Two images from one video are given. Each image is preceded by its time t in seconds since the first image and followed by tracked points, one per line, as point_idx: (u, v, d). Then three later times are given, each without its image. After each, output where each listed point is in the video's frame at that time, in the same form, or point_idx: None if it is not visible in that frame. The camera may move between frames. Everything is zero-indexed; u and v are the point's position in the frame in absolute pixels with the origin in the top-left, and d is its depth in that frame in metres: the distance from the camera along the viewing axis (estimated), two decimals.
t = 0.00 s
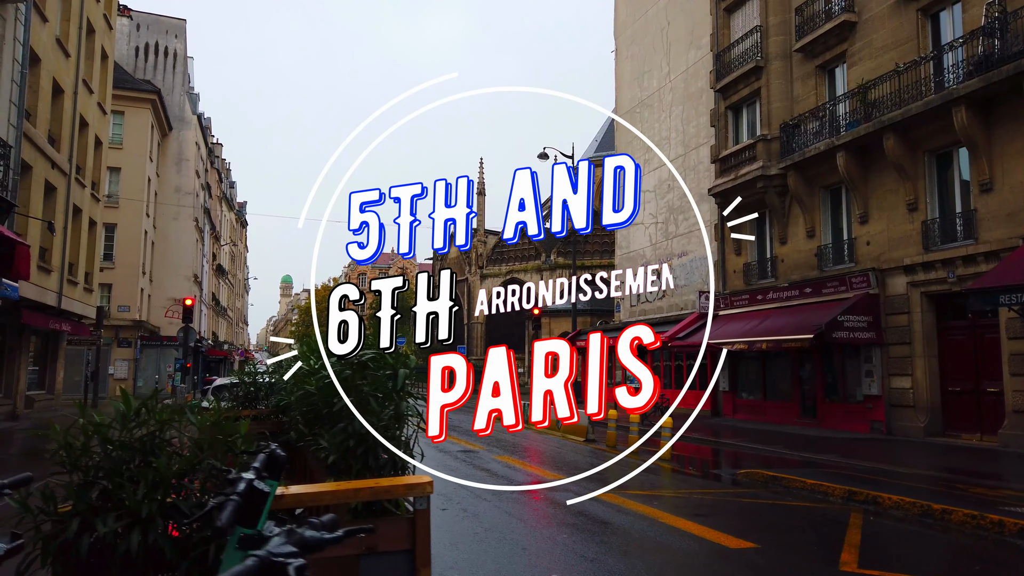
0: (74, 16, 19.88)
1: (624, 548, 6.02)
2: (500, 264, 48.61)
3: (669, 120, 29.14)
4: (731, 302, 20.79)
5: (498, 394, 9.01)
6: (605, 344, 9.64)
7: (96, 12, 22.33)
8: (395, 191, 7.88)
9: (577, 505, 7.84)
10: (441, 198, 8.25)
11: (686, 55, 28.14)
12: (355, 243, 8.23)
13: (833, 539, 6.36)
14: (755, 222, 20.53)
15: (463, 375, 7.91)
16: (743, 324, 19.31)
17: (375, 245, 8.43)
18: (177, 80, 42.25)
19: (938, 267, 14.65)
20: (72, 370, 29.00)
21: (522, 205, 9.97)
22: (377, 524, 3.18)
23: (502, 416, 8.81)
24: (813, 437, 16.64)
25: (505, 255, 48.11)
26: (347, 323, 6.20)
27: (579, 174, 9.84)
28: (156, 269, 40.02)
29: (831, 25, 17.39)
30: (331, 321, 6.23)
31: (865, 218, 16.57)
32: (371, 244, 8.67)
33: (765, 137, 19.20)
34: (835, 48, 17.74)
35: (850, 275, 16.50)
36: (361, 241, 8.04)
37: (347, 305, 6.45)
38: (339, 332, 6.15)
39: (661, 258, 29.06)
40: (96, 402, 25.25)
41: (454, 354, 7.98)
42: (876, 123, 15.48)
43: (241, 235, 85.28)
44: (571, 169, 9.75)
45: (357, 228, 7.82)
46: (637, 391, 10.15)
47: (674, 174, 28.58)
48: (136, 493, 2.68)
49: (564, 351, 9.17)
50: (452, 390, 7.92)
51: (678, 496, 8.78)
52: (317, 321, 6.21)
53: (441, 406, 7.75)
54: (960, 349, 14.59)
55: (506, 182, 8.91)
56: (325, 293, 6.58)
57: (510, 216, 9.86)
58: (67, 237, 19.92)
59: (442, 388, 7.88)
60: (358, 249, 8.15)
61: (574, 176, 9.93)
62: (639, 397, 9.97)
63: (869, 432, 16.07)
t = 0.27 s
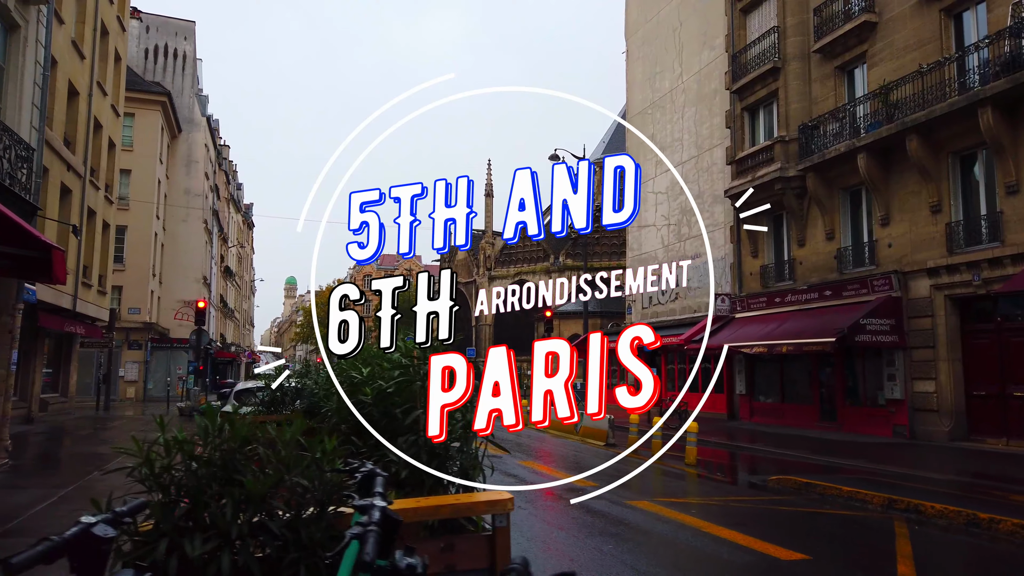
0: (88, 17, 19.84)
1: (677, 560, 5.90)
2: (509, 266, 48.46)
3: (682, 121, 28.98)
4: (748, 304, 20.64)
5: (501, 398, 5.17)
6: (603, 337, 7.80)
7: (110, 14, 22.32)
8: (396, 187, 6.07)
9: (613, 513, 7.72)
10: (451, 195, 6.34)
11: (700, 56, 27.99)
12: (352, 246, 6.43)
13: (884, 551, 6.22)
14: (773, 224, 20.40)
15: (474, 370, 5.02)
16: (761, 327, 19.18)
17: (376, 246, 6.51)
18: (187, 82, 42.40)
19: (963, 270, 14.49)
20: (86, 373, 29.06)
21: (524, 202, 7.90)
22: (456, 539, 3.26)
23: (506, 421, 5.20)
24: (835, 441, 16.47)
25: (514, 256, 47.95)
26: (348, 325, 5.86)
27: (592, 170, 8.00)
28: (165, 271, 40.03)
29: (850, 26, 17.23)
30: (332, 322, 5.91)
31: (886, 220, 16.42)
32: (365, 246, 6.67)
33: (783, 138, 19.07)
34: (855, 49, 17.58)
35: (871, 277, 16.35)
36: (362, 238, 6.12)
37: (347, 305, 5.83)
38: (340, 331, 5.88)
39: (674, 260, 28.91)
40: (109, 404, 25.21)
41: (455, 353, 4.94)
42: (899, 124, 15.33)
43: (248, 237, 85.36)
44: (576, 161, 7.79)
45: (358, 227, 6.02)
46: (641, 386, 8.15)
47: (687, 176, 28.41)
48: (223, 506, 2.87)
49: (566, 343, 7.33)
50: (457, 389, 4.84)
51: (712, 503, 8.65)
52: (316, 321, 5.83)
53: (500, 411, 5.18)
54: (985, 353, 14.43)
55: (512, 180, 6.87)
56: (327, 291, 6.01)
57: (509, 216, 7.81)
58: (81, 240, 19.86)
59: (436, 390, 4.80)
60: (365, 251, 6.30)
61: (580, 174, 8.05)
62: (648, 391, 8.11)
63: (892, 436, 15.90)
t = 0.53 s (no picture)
0: (103, 20, 19.86)
1: (724, 565, 5.81)
2: (516, 270, 48.41)
3: (693, 124, 28.92)
4: (763, 308, 20.56)
5: (500, 398, 4.30)
6: (603, 331, 5.21)
7: (123, 18, 22.38)
8: (397, 186, 4.41)
9: (649, 517, 7.62)
10: (454, 189, 4.69)
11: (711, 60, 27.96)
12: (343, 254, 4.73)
13: (931, 559, 6.11)
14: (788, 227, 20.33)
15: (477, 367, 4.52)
16: (777, 330, 19.10)
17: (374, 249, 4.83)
18: (194, 86, 42.47)
19: (984, 273, 14.39)
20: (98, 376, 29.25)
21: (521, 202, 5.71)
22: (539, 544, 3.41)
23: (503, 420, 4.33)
24: (854, 444, 16.37)
25: (521, 260, 47.91)
26: (347, 325, 4.55)
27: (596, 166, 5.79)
28: (173, 275, 40.05)
29: (867, 28, 17.17)
30: (328, 323, 4.62)
31: (905, 223, 16.32)
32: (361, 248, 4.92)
33: (798, 141, 19.01)
34: (872, 51, 17.52)
35: (891, 280, 16.27)
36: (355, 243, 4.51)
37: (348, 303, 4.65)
38: (340, 331, 4.58)
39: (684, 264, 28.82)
40: (119, 408, 25.18)
41: (454, 350, 4.48)
42: (918, 126, 15.27)
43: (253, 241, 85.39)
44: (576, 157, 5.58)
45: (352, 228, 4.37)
46: (641, 384, 5.41)
47: (698, 179, 28.35)
48: (314, 509, 2.89)
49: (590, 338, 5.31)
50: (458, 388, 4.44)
51: (744, 508, 8.54)
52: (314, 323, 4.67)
53: (553, 397, 4.34)
54: (1008, 357, 14.32)
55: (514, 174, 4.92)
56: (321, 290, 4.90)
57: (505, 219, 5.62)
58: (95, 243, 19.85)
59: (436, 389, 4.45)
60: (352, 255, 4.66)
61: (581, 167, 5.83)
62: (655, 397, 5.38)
63: (912, 440, 15.78)
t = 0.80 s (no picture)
0: (110, 23, 19.82)
1: None
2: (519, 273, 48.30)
3: (699, 127, 28.85)
4: (773, 311, 20.50)
5: (500, 397, 4.43)
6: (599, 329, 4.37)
7: (129, 20, 22.33)
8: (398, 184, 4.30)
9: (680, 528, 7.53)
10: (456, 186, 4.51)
11: (717, 63, 27.90)
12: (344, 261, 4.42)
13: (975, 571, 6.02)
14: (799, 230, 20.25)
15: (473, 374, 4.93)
16: (789, 334, 19.04)
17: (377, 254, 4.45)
18: (197, 88, 42.42)
19: (1001, 277, 14.32)
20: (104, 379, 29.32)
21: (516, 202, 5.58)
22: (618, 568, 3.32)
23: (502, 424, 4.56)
24: (868, 449, 16.28)
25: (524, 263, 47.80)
26: (347, 324, 4.70)
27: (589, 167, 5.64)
28: (176, 277, 39.93)
29: (880, 31, 17.11)
30: (328, 323, 4.76)
31: (919, 226, 16.27)
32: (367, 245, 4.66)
33: (809, 144, 18.97)
34: (884, 54, 17.46)
35: (905, 285, 16.20)
36: (357, 245, 4.26)
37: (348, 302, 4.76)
38: (339, 330, 4.70)
39: (691, 267, 28.74)
40: (124, 412, 25.04)
41: (455, 351, 4.71)
42: (933, 130, 15.23)
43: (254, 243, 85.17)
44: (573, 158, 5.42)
45: (353, 227, 4.18)
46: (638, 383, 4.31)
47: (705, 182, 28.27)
48: (402, 532, 2.83)
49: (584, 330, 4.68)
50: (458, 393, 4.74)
51: (773, 517, 8.45)
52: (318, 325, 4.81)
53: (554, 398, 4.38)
54: None
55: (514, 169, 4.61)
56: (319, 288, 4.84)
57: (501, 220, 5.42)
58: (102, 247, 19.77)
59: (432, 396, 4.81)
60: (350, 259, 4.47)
61: (582, 167, 5.55)
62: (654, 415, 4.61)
63: (927, 445, 15.70)
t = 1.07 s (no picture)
0: (113, 21, 19.66)
1: None
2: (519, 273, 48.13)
3: (703, 126, 28.72)
4: (780, 312, 20.39)
5: (500, 396, 4.65)
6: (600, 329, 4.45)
7: (131, 18, 22.20)
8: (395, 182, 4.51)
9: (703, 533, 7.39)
10: (456, 187, 4.72)
11: (722, 62, 27.77)
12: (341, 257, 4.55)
13: None
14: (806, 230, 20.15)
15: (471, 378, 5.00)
16: (796, 334, 18.93)
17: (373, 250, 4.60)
18: (197, 87, 42.20)
19: (1014, 277, 14.22)
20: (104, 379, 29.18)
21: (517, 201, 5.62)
22: None
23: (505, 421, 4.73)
24: (879, 450, 16.17)
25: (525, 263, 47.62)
26: (347, 325, 4.84)
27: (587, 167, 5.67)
28: (176, 277, 39.69)
29: (890, 30, 17.01)
30: (329, 323, 4.91)
31: (929, 226, 16.19)
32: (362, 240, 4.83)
33: (817, 143, 18.86)
34: (894, 53, 17.36)
35: (915, 285, 16.11)
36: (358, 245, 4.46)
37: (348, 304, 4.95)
38: (339, 330, 4.83)
39: (694, 267, 28.61)
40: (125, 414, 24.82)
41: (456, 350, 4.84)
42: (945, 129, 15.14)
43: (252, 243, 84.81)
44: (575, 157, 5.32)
45: (354, 226, 4.39)
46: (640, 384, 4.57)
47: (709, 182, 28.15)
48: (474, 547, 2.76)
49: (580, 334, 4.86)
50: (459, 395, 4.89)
51: (796, 522, 8.32)
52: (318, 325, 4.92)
53: (554, 397, 4.57)
54: None
55: (514, 170, 4.67)
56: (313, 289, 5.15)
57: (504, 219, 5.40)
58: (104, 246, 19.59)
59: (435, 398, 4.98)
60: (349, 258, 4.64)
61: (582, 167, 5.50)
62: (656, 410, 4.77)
63: (938, 445, 15.60)
